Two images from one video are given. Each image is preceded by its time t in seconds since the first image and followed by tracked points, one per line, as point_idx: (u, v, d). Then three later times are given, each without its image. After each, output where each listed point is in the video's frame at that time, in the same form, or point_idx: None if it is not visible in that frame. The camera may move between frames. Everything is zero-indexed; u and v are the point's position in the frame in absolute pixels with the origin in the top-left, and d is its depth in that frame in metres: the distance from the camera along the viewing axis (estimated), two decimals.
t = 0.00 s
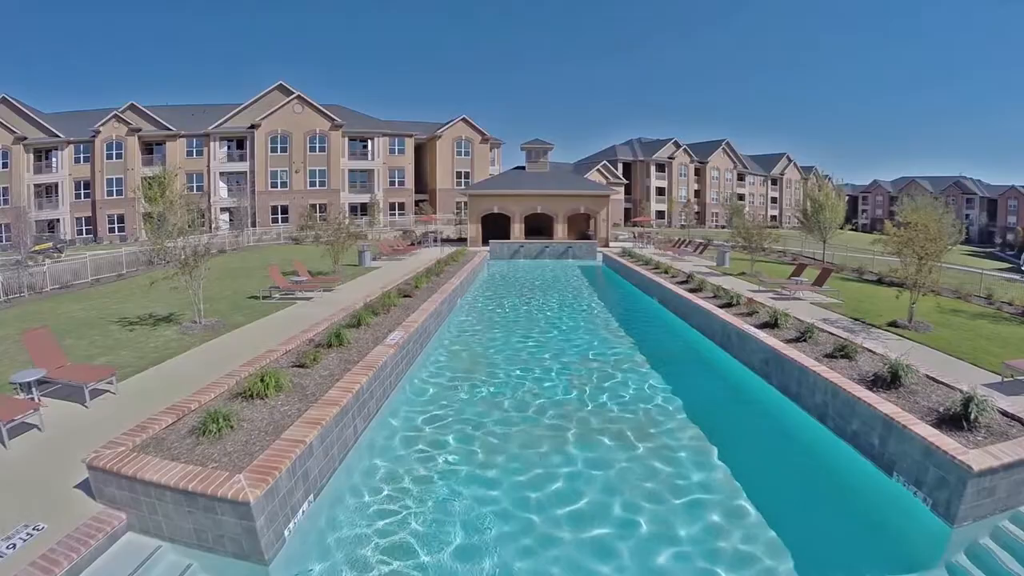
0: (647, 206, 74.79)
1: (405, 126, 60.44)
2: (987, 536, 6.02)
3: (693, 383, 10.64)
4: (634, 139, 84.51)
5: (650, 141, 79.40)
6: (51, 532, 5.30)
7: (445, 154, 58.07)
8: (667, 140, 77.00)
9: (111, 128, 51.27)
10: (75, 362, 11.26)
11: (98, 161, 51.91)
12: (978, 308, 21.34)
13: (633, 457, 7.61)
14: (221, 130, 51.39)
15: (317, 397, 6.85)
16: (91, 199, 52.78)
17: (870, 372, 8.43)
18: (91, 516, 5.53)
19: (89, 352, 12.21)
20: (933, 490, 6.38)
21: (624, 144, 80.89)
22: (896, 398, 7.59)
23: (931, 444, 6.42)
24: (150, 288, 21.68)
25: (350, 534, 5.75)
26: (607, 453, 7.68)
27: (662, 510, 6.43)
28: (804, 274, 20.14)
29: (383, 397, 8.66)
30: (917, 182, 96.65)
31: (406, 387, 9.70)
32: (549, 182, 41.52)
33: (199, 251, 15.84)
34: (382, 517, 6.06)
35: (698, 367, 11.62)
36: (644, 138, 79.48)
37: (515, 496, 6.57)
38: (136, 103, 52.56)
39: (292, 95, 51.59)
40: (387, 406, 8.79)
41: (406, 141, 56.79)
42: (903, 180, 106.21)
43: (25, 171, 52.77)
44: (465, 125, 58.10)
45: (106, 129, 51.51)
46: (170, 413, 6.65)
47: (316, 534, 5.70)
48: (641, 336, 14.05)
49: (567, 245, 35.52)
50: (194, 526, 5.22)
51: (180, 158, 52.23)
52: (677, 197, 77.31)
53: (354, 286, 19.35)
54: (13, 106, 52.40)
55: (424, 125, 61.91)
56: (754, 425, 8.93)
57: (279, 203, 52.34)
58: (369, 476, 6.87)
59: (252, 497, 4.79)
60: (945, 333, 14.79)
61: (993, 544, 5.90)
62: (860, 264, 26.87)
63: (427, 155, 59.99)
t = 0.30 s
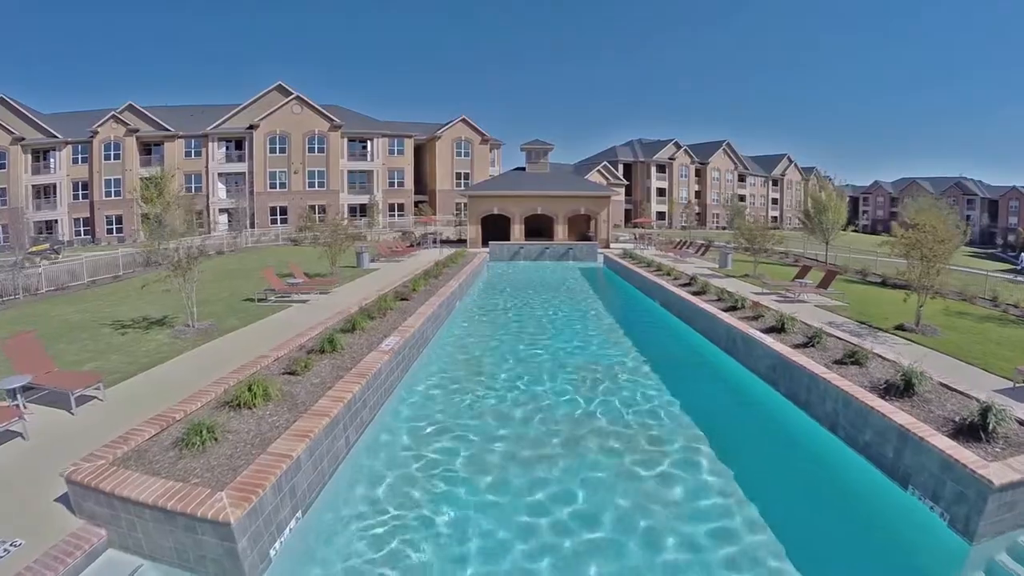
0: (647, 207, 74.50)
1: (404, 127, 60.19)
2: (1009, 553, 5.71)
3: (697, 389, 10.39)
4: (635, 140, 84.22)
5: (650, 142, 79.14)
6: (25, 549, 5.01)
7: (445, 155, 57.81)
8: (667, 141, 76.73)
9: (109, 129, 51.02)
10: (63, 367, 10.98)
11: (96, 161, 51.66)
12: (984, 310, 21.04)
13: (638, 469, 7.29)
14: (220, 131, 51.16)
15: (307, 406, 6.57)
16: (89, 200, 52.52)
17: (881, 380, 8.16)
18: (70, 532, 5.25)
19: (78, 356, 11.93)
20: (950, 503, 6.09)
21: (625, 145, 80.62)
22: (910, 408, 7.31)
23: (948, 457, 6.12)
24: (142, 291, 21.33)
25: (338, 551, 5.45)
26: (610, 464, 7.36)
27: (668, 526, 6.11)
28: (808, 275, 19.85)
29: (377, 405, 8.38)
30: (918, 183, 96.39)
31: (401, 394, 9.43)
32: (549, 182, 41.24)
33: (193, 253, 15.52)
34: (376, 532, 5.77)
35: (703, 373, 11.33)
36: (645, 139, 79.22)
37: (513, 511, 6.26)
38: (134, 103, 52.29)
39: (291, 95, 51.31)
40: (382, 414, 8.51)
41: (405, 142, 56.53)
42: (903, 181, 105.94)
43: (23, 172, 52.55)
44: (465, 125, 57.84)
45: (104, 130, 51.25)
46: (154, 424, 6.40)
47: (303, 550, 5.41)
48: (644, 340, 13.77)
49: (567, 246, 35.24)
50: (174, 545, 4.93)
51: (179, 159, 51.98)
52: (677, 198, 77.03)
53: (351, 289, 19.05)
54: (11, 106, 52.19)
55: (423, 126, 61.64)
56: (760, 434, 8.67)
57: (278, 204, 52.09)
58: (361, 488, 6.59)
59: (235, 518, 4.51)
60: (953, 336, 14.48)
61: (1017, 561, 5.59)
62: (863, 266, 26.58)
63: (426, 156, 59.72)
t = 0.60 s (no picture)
0: (648, 206, 74.21)
1: (404, 125, 59.87)
2: None
3: (701, 394, 10.10)
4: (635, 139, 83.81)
5: (651, 140, 78.80)
6: None
7: (444, 154, 57.49)
8: (668, 140, 76.36)
9: (106, 128, 50.70)
10: (52, 370, 10.71)
11: (94, 160, 51.36)
12: (990, 311, 20.74)
13: (641, 478, 6.99)
14: (218, 129, 50.87)
15: (296, 415, 6.35)
16: (86, 199, 52.22)
17: (894, 387, 7.90)
18: (48, 547, 4.95)
19: (67, 359, 11.64)
20: (968, 515, 5.81)
21: (625, 143, 80.24)
22: (926, 416, 7.04)
23: (967, 469, 5.82)
24: (135, 292, 21.01)
25: (326, 568, 5.16)
26: (613, 474, 7.02)
27: (674, 540, 5.76)
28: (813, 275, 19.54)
29: (371, 412, 8.11)
30: (919, 182, 96.12)
31: (396, 399, 9.17)
32: (550, 181, 40.93)
33: (185, 253, 15.21)
34: (367, 549, 5.46)
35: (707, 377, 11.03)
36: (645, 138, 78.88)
37: (511, 524, 5.95)
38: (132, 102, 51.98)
39: (289, 94, 50.99)
40: (376, 421, 8.25)
41: (404, 140, 56.21)
42: (905, 180, 105.58)
43: (20, 171, 52.27)
44: (464, 124, 57.53)
45: (102, 129, 50.96)
46: (136, 433, 6.17)
47: (290, 566, 5.13)
48: (646, 342, 13.47)
49: (568, 246, 34.92)
50: (153, 565, 4.62)
51: (177, 158, 51.68)
52: (678, 198, 76.71)
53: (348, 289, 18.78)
54: (9, 105, 51.90)
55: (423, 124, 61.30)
56: (770, 442, 8.36)
57: (276, 203, 51.81)
58: (353, 501, 6.30)
59: (213, 538, 4.23)
60: (962, 338, 14.18)
61: None
62: (866, 266, 26.29)
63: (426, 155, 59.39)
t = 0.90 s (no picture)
0: (649, 206, 73.92)
1: (403, 125, 59.59)
2: None
3: (706, 401, 9.83)
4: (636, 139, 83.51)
5: (651, 141, 78.54)
6: None
7: (444, 154, 57.22)
8: (668, 140, 76.07)
9: (104, 128, 50.50)
10: (40, 375, 10.45)
11: (92, 161, 51.10)
12: (997, 314, 20.46)
13: (646, 492, 6.72)
14: (216, 129, 50.62)
15: (284, 426, 6.14)
16: (84, 200, 51.93)
17: (908, 395, 7.64)
18: (23, 565, 4.66)
19: (56, 364, 11.36)
20: (987, 532, 5.52)
21: (626, 143, 79.96)
22: (943, 426, 6.76)
23: (988, 483, 5.51)
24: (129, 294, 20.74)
25: None
26: (616, 488, 6.73)
27: (682, 560, 5.49)
28: (817, 277, 19.24)
29: (364, 421, 7.84)
30: (920, 182, 95.85)
31: (392, 408, 8.89)
32: (550, 181, 40.66)
33: (179, 254, 14.92)
34: (358, 568, 5.18)
35: (711, 383, 10.76)
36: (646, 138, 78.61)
37: (510, 542, 5.67)
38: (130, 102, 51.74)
39: (288, 94, 50.74)
40: (370, 431, 7.98)
41: (404, 140, 55.93)
42: (906, 181, 105.27)
43: (18, 171, 51.99)
44: (464, 124, 57.27)
45: (100, 129, 50.72)
46: (117, 445, 5.93)
47: None
48: (649, 346, 13.19)
49: (569, 246, 34.62)
50: None
51: (175, 158, 51.39)
52: (679, 198, 76.43)
53: (345, 291, 18.49)
54: (6, 105, 51.64)
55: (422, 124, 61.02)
56: (779, 453, 8.09)
57: (275, 203, 51.53)
58: (344, 516, 6.02)
59: (189, 562, 3.95)
60: (971, 342, 13.88)
61: None
62: (870, 267, 26.01)
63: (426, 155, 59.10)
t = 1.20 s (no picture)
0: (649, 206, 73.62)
1: (403, 125, 59.31)
2: None
3: (710, 409, 9.54)
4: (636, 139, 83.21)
5: (652, 140, 78.27)
6: None
7: (444, 153, 56.94)
8: (669, 139, 75.78)
9: (102, 128, 50.24)
10: (27, 383, 10.16)
11: (90, 161, 50.83)
12: (1002, 316, 20.19)
13: (650, 508, 6.44)
14: (215, 129, 50.34)
15: (272, 442, 5.90)
16: (82, 200, 51.62)
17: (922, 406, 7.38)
18: None
19: (44, 370, 11.07)
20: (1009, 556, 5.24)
21: (626, 143, 79.66)
22: (959, 441, 6.49)
23: (1009, 503, 5.22)
24: (124, 296, 20.48)
25: None
26: (618, 505, 6.46)
27: None
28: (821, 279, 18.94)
29: (358, 433, 7.56)
30: (921, 181, 95.60)
31: (386, 419, 8.61)
32: (550, 181, 40.38)
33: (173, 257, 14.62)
34: None
35: (716, 390, 10.48)
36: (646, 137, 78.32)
37: (507, 564, 5.40)
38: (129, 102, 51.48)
39: (287, 93, 50.46)
40: (364, 443, 7.71)
41: (404, 140, 55.64)
42: (907, 181, 105.02)
43: (16, 171, 51.69)
44: (464, 123, 57.00)
45: (98, 129, 50.46)
46: (98, 461, 5.67)
47: None
48: (651, 350, 12.90)
49: (569, 247, 34.32)
50: None
51: (174, 158, 51.09)
52: (679, 198, 76.13)
53: (342, 293, 18.20)
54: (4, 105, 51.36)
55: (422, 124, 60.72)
56: (787, 465, 7.80)
57: (274, 203, 51.24)
58: (335, 536, 5.76)
59: None
60: (980, 347, 13.58)
61: None
62: (874, 268, 25.71)
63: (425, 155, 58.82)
